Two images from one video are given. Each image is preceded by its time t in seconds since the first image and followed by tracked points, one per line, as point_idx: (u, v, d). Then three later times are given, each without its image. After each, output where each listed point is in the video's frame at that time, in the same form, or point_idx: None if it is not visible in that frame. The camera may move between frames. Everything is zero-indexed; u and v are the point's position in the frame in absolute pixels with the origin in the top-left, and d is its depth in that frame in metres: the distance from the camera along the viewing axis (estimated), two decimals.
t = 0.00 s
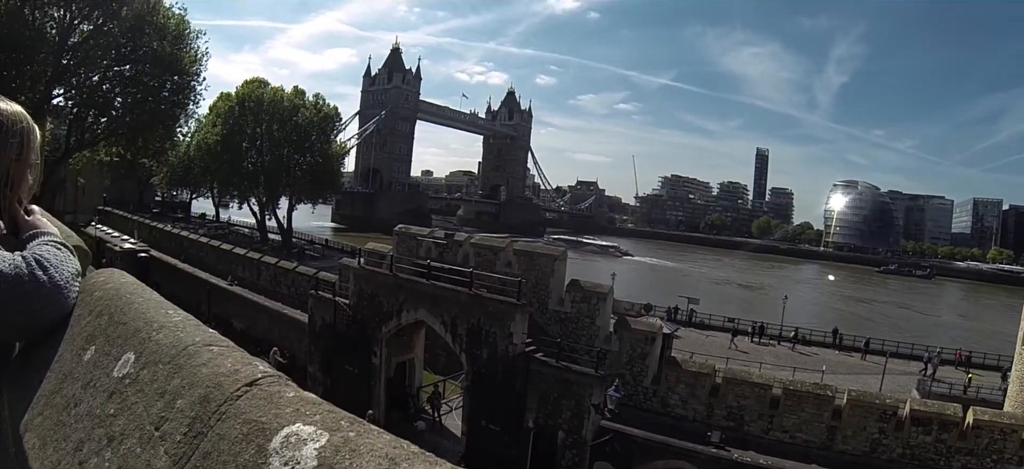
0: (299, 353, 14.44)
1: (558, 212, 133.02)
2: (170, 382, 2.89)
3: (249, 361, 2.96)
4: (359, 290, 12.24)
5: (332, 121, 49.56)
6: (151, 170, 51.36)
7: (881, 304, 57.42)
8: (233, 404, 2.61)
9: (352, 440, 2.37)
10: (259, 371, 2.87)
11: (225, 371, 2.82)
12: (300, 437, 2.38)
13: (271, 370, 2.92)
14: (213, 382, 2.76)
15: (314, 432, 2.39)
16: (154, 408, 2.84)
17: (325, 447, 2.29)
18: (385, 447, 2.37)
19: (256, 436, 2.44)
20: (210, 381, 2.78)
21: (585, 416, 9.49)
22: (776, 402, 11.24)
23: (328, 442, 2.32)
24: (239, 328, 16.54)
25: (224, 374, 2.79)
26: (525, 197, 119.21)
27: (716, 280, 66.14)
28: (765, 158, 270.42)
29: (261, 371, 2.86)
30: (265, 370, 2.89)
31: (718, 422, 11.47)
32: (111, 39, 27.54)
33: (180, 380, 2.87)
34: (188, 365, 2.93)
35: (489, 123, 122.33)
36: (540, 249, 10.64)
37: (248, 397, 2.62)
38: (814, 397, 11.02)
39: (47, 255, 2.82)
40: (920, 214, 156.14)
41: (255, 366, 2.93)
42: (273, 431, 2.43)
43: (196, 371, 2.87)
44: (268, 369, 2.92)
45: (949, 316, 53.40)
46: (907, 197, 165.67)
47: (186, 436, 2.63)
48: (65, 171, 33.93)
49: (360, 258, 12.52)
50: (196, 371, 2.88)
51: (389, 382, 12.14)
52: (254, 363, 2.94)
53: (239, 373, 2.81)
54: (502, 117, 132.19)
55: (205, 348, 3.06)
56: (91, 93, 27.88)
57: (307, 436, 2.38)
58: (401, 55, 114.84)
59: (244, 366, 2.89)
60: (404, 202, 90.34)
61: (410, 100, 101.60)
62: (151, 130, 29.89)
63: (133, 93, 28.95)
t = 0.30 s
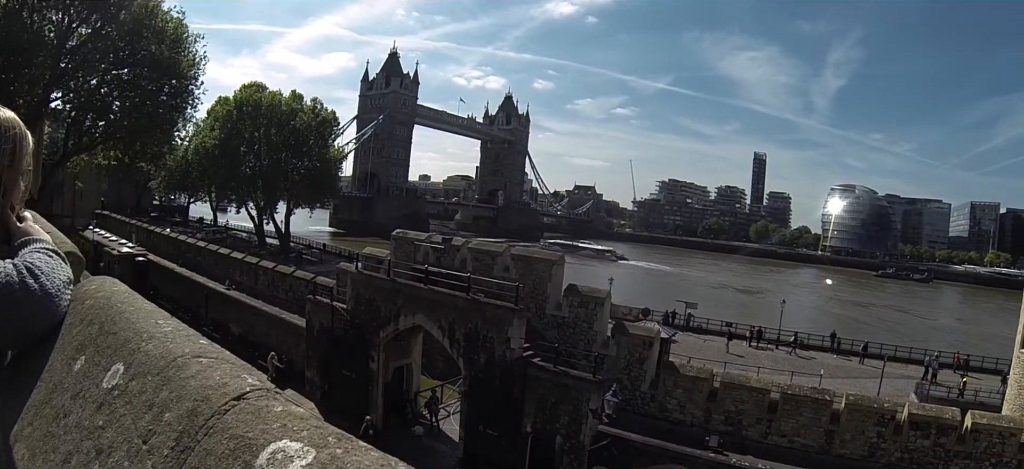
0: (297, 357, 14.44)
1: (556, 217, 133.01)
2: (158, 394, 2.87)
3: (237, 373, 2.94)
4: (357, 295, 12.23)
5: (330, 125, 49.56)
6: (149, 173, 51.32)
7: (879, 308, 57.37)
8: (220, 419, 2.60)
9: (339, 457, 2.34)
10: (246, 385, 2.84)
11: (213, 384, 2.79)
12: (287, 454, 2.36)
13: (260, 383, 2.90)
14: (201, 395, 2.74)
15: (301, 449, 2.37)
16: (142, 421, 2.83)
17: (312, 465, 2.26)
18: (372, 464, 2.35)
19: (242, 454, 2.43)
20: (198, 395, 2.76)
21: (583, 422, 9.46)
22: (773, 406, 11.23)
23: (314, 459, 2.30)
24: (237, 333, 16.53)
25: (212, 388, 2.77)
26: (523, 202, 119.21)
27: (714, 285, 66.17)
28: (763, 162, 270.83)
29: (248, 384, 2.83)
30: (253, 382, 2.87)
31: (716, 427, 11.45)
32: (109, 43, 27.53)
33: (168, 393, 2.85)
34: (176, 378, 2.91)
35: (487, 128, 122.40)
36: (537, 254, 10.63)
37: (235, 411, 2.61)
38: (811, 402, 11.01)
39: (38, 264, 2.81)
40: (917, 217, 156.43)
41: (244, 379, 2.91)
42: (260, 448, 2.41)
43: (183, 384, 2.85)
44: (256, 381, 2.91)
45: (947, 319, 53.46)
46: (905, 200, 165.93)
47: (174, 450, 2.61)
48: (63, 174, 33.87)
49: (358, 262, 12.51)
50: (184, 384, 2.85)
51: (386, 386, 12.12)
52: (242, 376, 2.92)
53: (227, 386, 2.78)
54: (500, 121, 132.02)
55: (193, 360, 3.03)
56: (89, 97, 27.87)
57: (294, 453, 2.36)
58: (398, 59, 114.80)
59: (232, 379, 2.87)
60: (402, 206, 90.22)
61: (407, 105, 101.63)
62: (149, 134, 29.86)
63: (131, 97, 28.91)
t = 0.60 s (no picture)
0: (292, 361, 14.42)
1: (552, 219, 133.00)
2: (140, 405, 2.84)
3: (220, 384, 2.94)
4: (353, 298, 12.20)
5: (326, 128, 49.49)
6: (144, 176, 51.18)
7: (875, 310, 57.47)
8: (202, 430, 2.57)
9: None
10: (230, 395, 2.84)
11: (196, 394, 2.77)
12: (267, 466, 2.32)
13: (242, 393, 2.90)
14: (184, 406, 2.72)
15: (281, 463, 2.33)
16: (124, 431, 2.80)
17: None
18: None
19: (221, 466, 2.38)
20: (180, 405, 2.73)
21: (579, 425, 9.45)
22: (769, 409, 11.25)
23: None
24: (233, 336, 16.48)
25: (195, 398, 2.75)
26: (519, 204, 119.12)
27: (711, 288, 66.25)
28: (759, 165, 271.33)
29: (232, 395, 2.82)
30: (236, 393, 2.87)
31: (712, 430, 11.47)
32: (105, 45, 27.45)
33: (151, 403, 2.81)
34: (159, 387, 2.88)
35: (483, 131, 122.33)
36: (533, 257, 10.55)
37: (217, 423, 2.59)
38: (807, 405, 11.03)
39: (25, 269, 2.79)
40: (913, 220, 156.82)
41: (228, 390, 2.90)
42: (241, 459, 2.38)
43: (166, 394, 2.82)
44: (239, 392, 2.90)
45: (942, 322, 53.64)
46: (900, 203, 166.36)
47: (154, 461, 2.56)
48: (58, 177, 33.84)
49: (354, 265, 12.50)
50: (167, 393, 2.83)
51: (382, 390, 12.10)
52: (225, 387, 2.92)
53: (210, 397, 2.78)
54: (496, 124, 131.90)
55: (177, 369, 3.02)
56: (84, 100, 27.80)
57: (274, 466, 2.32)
58: (394, 62, 114.60)
59: (215, 389, 2.86)
60: (398, 209, 90.14)
61: (403, 107, 101.48)
62: (145, 136, 29.77)
63: (126, 99, 28.83)
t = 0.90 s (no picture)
0: (286, 363, 14.37)
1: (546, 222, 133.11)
2: (120, 413, 2.83)
3: (200, 392, 2.96)
4: (346, 300, 12.17)
5: (319, 130, 49.49)
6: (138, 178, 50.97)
7: (868, 311, 57.78)
8: (180, 440, 2.59)
9: None
10: (209, 404, 2.85)
11: (176, 402, 2.79)
12: None
13: (222, 402, 2.92)
14: (164, 414, 2.72)
15: None
16: (103, 440, 2.78)
17: None
18: None
19: None
20: (159, 414, 2.73)
21: (572, 428, 9.44)
22: (763, 411, 11.26)
23: None
24: (226, 339, 16.42)
25: (173, 407, 2.76)
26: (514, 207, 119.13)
27: (706, 290, 66.36)
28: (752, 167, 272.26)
29: (211, 404, 2.85)
30: (215, 402, 2.88)
31: (706, 432, 11.46)
32: (98, 46, 27.35)
33: (130, 411, 2.80)
34: (139, 394, 2.87)
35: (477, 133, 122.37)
36: (526, 259, 10.48)
37: (195, 433, 2.61)
38: (801, 407, 11.05)
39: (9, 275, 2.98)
40: (906, 221, 157.63)
41: (207, 398, 2.92)
42: None
43: (147, 402, 2.82)
44: (219, 400, 2.93)
45: (934, 322, 53.98)
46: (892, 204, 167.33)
47: None
48: (51, 179, 33.65)
49: (347, 267, 12.46)
50: (146, 401, 2.82)
51: (376, 393, 12.06)
52: (205, 394, 2.93)
53: (189, 406, 2.79)
54: (490, 126, 131.88)
55: (158, 377, 3.02)
56: (78, 101, 27.68)
57: None
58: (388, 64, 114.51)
59: (195, 397, 2.88)
60: (392, 211, 90.04)
61: (397, 109, 101.40)
62: (139, 138, 29.64)
63: (120, 100, 28.70)
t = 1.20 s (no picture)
0: (277, 365, 14.33)
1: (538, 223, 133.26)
2: (95, 417, 2.92)
3: (175, 397, 2.99)
4: (337, 302, 12.12)
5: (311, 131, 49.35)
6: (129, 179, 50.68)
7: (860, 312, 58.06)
8: (153, 447, 2.60)
9: None
10: (184, 410, 2.87)
11: (150, 408, 2.83)
12: None
13: (198, 408, 2.94)
14: (137, 420, 2.77)
15: None
16: (78, 447, 2.91)
17: None
18: None
19: None
20: (132, 420, 2.78)
21: (564, 429, 9.44)
22: (755, 412, 11.28)
23: None
24: (217, 341, 16.37)
25: (148, 412, 2.80)
26: (505, 207, 119.11)
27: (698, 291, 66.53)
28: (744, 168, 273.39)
29: (187, 409, 2.87)
30: (190, 407, 2.91)
31: (698, 433, 11.48)
32: (89, 46, 27.16)
33: (105, 416, 2.89)
34: (114, 399, 2.95)
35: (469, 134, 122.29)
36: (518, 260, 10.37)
37: (168, 439, 2.63)
38: (793, 407, 11.07)
39: None
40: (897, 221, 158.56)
41: (183, 403, 2.94)
42: None
43: (120, 407, 2.88)
44: (195, 405, 2.95)
45: (925, 322, 54.31)
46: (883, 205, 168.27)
47: None
48: (41, 180, 33.42)
49: (338, 269, 12.40)
50: (120, 407, 2.89)
51: (368, 395, 12.05)
52: (180, 399, 2.96)
53: (164, 411, 2.83)
54: (482, 127, 131.85)
55: (134, 380, 3.08)
56: (69, 101, 27.46)
57: None
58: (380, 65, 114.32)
59: (170, 402, 2.91)
60: (384, 212, 89.93)
61: (389, 111, 101.19)
62: (130, 139, 29.45)
63: (111, 101, 28.49)
